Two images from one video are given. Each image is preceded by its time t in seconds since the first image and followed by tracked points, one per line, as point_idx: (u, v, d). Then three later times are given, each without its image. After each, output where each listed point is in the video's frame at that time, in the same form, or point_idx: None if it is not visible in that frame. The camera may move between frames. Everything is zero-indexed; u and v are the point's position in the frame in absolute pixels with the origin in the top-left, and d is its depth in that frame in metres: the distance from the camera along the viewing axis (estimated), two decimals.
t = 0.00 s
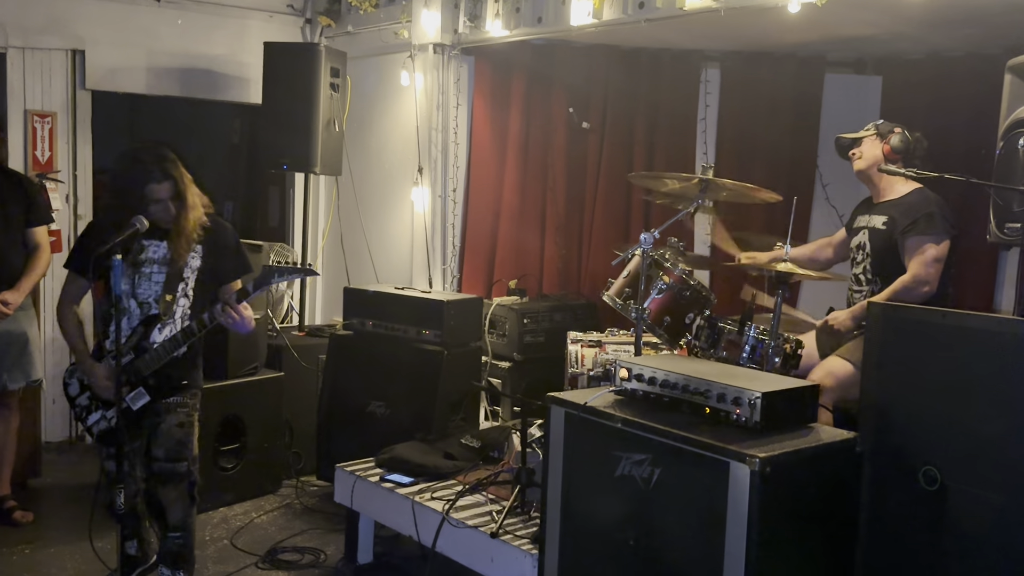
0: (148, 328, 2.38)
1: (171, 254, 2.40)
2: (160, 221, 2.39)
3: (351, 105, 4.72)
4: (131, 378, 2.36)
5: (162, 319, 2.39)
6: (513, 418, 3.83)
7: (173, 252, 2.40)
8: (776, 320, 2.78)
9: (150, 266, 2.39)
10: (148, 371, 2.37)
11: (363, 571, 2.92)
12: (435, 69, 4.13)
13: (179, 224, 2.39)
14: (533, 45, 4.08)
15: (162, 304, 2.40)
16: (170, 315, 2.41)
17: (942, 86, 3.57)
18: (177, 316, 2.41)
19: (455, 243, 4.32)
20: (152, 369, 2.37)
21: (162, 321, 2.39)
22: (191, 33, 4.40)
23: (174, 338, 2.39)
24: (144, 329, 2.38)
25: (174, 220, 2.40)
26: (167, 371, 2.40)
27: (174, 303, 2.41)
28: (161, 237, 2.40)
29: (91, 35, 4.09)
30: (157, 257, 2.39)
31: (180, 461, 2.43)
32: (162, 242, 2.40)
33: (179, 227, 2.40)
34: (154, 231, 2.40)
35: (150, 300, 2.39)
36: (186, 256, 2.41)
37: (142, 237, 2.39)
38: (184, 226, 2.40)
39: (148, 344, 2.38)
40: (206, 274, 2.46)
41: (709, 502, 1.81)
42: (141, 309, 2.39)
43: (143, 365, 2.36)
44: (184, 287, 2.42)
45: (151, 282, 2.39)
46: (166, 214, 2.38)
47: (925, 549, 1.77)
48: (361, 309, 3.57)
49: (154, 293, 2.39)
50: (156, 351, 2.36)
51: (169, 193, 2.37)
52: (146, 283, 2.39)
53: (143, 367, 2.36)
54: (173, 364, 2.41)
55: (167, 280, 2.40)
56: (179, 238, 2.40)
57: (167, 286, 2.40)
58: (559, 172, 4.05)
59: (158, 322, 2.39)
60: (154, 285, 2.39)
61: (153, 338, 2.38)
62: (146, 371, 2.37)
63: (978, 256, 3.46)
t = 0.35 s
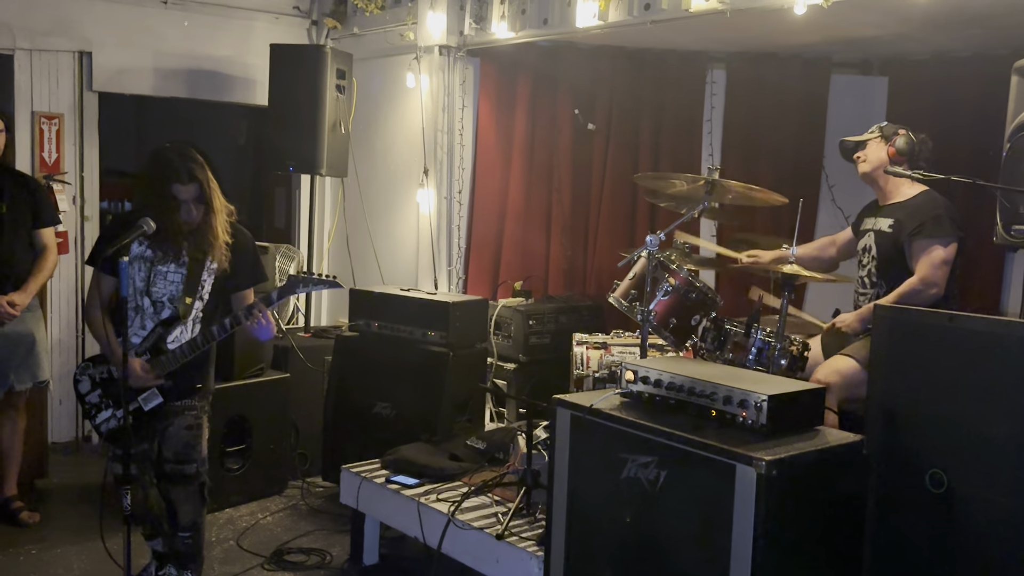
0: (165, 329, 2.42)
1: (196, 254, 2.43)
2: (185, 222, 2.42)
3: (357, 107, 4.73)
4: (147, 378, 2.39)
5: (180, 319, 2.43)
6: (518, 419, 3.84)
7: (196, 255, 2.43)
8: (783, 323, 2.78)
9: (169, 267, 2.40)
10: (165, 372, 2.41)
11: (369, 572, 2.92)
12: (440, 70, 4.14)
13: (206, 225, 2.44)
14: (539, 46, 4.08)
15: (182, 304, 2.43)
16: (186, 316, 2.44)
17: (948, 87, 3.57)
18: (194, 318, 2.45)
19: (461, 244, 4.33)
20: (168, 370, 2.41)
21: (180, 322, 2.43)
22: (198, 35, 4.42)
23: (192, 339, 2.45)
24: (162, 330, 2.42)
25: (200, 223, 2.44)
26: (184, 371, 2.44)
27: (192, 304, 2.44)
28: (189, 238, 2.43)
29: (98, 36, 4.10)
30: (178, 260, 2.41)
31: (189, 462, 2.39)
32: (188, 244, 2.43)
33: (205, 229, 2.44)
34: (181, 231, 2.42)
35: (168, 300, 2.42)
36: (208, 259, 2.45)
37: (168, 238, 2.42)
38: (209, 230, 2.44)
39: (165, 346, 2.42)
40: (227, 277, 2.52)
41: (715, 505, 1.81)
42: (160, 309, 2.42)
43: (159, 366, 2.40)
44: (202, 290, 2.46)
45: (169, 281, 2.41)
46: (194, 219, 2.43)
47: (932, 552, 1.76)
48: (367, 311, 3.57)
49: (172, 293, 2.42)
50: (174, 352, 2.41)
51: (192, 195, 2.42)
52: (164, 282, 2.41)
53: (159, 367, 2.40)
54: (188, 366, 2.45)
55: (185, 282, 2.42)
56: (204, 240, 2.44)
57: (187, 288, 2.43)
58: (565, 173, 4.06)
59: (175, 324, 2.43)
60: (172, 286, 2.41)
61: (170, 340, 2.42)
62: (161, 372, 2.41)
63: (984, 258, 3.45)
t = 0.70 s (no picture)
0: (175, 331, 2.41)
1: (201, 261, 2.43)
2: (191, 228, 2.42)
3: (365, 109, 4.74)
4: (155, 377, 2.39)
5: (191, 319, 2.43)
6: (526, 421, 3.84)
7: (202, 261, 2.43)
8: (791, 325, 2.78)
9: (176, 271, 2.41)
10: (169, 371, 2.40)
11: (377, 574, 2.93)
12: (449, 73, 4.15)
13: (208, 231, 2.43)
14: (547, 49, 4.09)
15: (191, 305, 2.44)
16: (193, 318, 2.44)
17: (957, 89, 3.56)
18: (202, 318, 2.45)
19: (469, 246, 4.33)
20: (176, 368, 2.41)
21: (188, 323, 2.43)
22: (207, 38, 4.43)
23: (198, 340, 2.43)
24: (173, 329, 2.41)
25: (206, 228, 2.43)
26: (191, 371, 2.43)
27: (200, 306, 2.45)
28: (192, 244, 2.43)
29: (108, 39, 4.12)
30: (186, 264, 2.42)
31: (194, 457, 2.44)
32: (193, 249, 2.43)
33: (209, 235, 2.43)
34: (186, 237, 2.43)
35: (175, 301, 2.42)
36: (213, 266, 2.44)
37: (175, 243, 2.41)
38: (213, 236, 2.44)
39: (174, 345, 2.41)
40: (229, 282, 2.49)
41: (724, 507, 1.81)
42: (167, 309, 2.41)
43: (166, 365, 2.40)
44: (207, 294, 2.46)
45: (177, 284, 2.41)
46: (201, 224, 2.42)
47: (941, 556, 1.76)
48: (375, 313, 3.58)
49: (179, 295, 2.42)
50: (183, 351, 2.40)
51: (201, 202, 2.41)
52: (170, 284, 2.41)
53: (167, 366, 2.39)
54: (195, 364, 2.44)
55: (194, 286, 2.44)
56: (209, 245, 2.43)
57: (196, 290, 2.44)
58: (573, 175, 4.06)
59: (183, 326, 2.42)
60: (180, 289, 2.42)
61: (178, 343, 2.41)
62: (169, 369, 2.40)
63: (994, 261, 3.44)
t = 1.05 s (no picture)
0: (184, 323, 2.44)
1: (207, 251, 2.47)
2: (193, 223, 2.45)
3: (374, 112, 4.75)
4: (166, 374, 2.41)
5: (198, 312, 2.45)
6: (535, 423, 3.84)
7: (207, 253, 2.47)
8: (801, 327, 2.77)
9: (182, 266, 2.44)
10: (182, 363, 2.42)
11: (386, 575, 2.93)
12: (458, 75, 4.15)
13: (207, 224, 2.46)
14: (555, 51, 4.09)
15: (198, 299, 2.46)
16: (203, 310, 2.47)
17: (969, 90, 3.54)
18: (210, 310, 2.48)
19: (478, 248, 4.33)
20: (188, 359, 2.42)
21: (197, 315, 2.45)
22: (217, 40, 4.45)
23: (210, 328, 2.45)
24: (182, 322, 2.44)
25: (207, 219, 2.46)
26: (203, 361, 2.44)
27: (208, 298, 2.47)
28: (196, 237, 2.46)
29: (119, 42, 4.14)
30: (190, 257, 2.45)
31: (203, 449, 2.41)
32: (195, 243, 2.46)
33: (210, 228, 2.46)
34: (188, 234, 2.45)
35: (184, 296, 2.45)
36: (217, 255, 2.48)
37: (178, 241, 2.44)
38: (215, 226, 2.47)
39: (184, 336, 2.43)
40: (236, 270, 2.53)
41: (735, 510, 1.80)
42: (176, 305, 2.45)
43: (177, 357, 2.41)
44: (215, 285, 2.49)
45: (184, 279, 2.45)
46: (201, 215, 2.45)
47: (953, 561, 1.75)
48: (384, 314, 3.58)
49: (188, 290, 2.45)
50: (194, 342, 2.42)
51: (199, 191, 2.44)
52: (179, 281, 2.44)
53: (179, 357, 2.41)
54: (208, 355, 2.45)
55: (201, 278, 2.47)
56: (211, 238, 2.46)
57: (202, 283, 2.47)
58: (581, 177, 4.06)
59: (193, 318, 2.45)
60: (188, 283, 2.45)
61: (189, 334, 2.43)
62: (181, 361, 2.42)
63: (1005, 263, 3.42)
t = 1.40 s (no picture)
0: (203, 335, 2.43)
1: (228, 261, 2.49)
2: (212, 232, 2.48)
3: (389, 119, 4.78)
4: (183, 386, 2.40)
5: (217, 325, 2.44)
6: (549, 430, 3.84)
7: (226, 263, 2.48)
8: (817, 334, 2.75)
9: (203, 277, 2.46)
10: (201, 375, 2.42)
11: None
12: (473, 83, 4.18)
13: (225, 232, 2.48)
14: (570, 59, 4.11)
15: (216, 312, 2.45)
16: (222, 322, 2.45)
17: (984, 97, 3.54)
18: (230, 322, 2.46)
19: (492, 255, 4.35)
20: (207, 372, 2.43)
21: (214, 328, 2.44)
22: (234, 49, 4.50)
23: (228, 339, 2.44)
24: (200, 334, 2.43)
25: (222, 228, 2.48)
26: (221, 374, 2.44)
27: (227, 311, 2.46)
28: (214, 246, 2.49)
29: (137, 51, 4.18)
30: (210, 268, 2.47)
31: (223, 466, 2.43)
32: (214, 255, 2.48)
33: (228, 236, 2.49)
34: (208, 245, 2.49)
35: (205, 309, 2.45)
36: (237, 264, 2.49)
37: (200, 252, 2.48)
38: (232, 235, 2.49)
39: (203, 348, 2.42)
40: (259, 280, 2.53)
41: (753, 517, 1.81)
42: (196, 318, 2.45)
43: (197, 369, 2.41)
44: (235, 296, 2.47)
45: (205, 291, 2.46)
46: (216, 224, 2.46)
47: (971, 569, 1.74)
48: (399, 321, 3.60)
49: (209, 302, 2.45)
50: (211, 353, 2.42)
51: (216, 199, 2.44)
52: (201, 294, 2.46)
53: (198, 369, 2.41)
54: (228, 370, 2.46)
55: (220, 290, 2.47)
56: (231, 247, 2.49)
57: (222, 294, 2.47)
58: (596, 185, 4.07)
59: (213, 331, 2.44)
60: (209, 294, 2.46)
61: (208, 345, 2.43)
62: (201, 373, 2.42)
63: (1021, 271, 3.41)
